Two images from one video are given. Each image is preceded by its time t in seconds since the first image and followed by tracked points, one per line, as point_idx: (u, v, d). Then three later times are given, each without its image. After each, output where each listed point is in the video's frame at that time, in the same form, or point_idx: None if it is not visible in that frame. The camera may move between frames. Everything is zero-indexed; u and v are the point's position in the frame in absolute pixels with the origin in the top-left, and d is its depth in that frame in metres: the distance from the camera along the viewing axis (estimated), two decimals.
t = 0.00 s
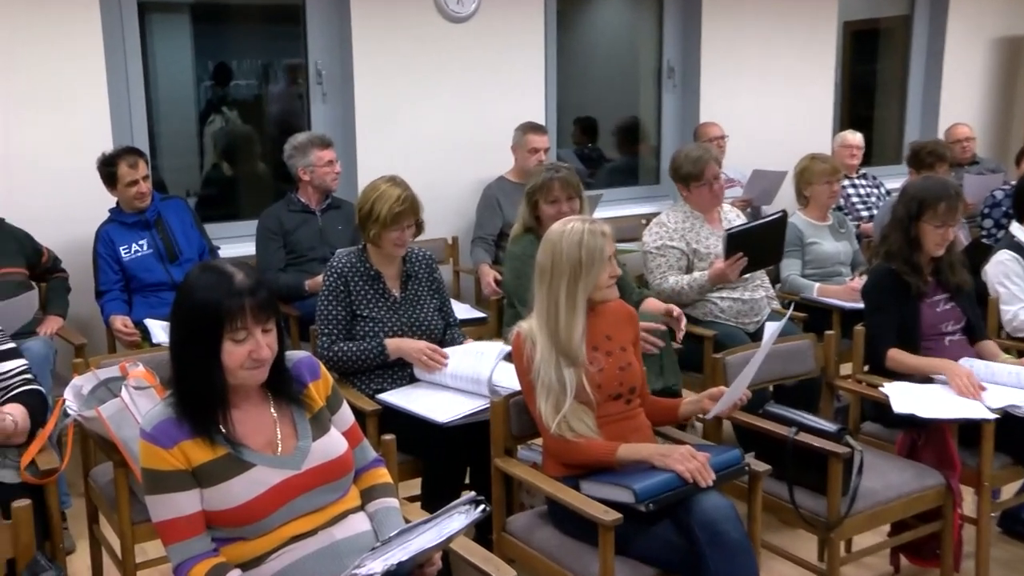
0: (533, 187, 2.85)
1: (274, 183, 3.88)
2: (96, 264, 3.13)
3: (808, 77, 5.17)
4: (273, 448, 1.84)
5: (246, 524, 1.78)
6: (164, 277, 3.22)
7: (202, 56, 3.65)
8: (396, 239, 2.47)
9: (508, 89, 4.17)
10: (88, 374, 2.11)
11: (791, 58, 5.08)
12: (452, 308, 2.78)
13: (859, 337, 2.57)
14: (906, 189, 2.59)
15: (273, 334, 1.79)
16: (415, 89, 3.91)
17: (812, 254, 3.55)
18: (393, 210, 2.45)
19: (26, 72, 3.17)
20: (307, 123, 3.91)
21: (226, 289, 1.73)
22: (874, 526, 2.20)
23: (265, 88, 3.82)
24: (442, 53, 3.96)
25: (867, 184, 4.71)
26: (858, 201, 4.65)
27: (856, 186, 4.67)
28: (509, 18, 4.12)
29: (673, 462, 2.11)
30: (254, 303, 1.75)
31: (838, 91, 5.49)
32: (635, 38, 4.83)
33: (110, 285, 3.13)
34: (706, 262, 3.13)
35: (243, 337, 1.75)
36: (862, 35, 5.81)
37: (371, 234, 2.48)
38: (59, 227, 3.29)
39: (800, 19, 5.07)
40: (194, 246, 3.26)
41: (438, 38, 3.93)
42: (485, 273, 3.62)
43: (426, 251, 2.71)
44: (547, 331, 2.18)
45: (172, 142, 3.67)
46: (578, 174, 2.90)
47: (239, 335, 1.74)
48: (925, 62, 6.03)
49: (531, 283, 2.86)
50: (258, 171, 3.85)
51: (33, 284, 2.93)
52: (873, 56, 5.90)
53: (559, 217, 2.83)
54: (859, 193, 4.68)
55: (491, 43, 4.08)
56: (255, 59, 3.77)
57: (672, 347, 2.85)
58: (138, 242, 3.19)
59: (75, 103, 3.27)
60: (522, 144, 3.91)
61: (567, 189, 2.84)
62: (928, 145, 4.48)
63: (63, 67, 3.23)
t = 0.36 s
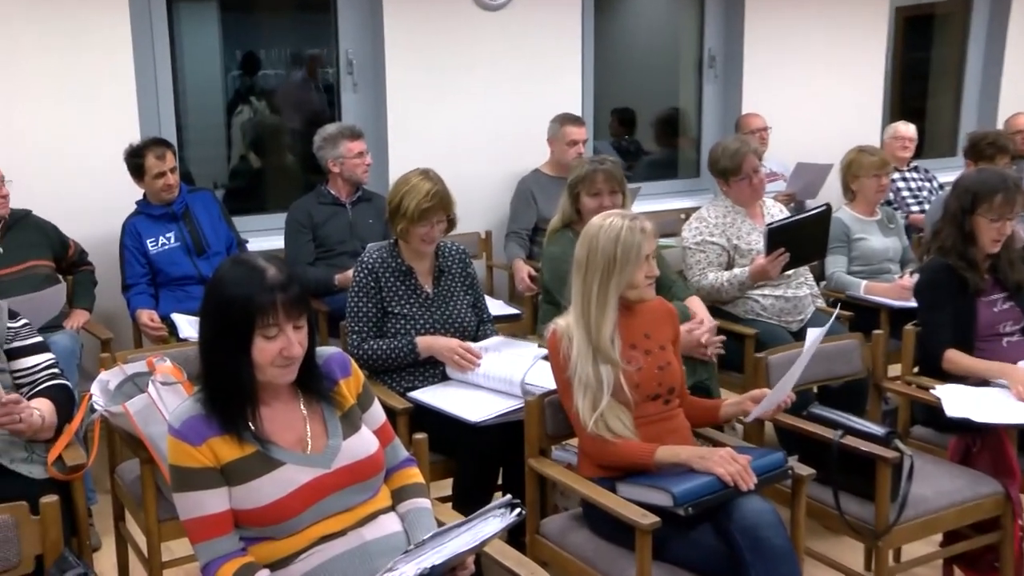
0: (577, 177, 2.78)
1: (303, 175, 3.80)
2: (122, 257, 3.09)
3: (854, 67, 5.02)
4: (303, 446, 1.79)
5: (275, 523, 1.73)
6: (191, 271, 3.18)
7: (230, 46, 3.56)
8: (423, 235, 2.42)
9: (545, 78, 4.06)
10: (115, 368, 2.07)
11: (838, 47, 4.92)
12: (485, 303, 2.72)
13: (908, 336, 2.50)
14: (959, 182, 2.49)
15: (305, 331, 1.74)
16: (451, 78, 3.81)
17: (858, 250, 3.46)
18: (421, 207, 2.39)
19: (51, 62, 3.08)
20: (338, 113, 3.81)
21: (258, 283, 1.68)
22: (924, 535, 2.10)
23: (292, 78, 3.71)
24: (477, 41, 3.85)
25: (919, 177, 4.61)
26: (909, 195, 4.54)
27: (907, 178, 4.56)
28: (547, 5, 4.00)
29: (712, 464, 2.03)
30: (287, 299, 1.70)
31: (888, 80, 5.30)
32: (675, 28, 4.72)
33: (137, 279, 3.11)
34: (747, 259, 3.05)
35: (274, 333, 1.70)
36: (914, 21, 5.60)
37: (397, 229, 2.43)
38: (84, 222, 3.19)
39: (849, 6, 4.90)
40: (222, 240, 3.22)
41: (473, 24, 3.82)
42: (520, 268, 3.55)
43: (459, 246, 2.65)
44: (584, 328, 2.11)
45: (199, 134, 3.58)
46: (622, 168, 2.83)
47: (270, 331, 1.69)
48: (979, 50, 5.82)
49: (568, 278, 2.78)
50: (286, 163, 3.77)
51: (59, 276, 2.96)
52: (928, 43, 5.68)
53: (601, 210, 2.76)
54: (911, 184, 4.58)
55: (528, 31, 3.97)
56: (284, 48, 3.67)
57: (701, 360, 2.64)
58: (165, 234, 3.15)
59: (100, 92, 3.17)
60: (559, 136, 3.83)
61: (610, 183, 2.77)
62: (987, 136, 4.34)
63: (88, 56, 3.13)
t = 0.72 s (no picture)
0: (612, 169, 2.71)
1: (327, 165, 3.73)
2: (143, 248, 3.05)
3: (897, 55, 4.87)
4: (327, 443, 1.73)
5: (298, 521, 1.68)
6: (212, 263, 3.14)
7: (253, 33, 3.50)
8: (453, 225, 2.36)
9: (577, 66, 3.96)
10: (137, 361, 2.03)
11: (879, 34, 4.77)
12: (514, 297, 2.66)
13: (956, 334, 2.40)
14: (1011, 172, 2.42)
15: (330, 324, 1.69)
16: (482, 65, 3.73)
17: (902, 243, 3.36)
18: (451, 193, 2.33)
19: (72, 47, 3.03)
20: (362, 100, 3.74)
21: (284, 276, 1.63)
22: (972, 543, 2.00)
23: (319, 66, 3.64)
24: (506, 27, 3.76)
25: (966, 166, 4.50)
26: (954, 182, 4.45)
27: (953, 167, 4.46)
28: None
29: (748, 465, 1.95)
30: (311, 292, 1.65)
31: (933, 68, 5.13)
32: (711, 16, 4.60)
33: (158, 271, 3.06)
34: (784, 253, 2.96)
35: (299, 327, 1.65)
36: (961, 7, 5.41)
37: (427, 218, 2.37)
38: (109, 211, 3.17)
39: None
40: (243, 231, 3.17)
41: (504, 9, 3.73)
42: (549, 262, 3.47)
43: (489, 238, 2.58)
44: (615, 323, 2.04)
45: (220, 121, 3.52)
46: (659, 160, 2.76)
47: (295, 324, 1.64)
48: None
49: (598, 274, 2.70)
50: (310, 154, 3.70)
51: (79, 268, 2.92)
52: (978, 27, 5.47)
53: (634, 203, 2.69)
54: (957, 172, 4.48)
55: (560, 17, 3.87)
56: (308, 35, 3.60)
57: (734, 371, 2.56)
58: (186, 225, 3.11)
59: (125, 77, 3.13)
60: (593, 126, 3.75)
61: (647, 176, 2.70)
62: None
63: (109, 40, 3.08)
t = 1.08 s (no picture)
0: (636, 152, 2.64)
1: (345, 153, 3.65)
2: (158, 238, 3.00)
3: (937, 39, 4.71)
4: (345, 437, 1.68)
5: (315, 517, 1.62)
6: (228, 253, 3.08)
7: (269, 16, 3.42)
8: (472, 212, 2.31)
9: (600, 50, 3.87)
10: (149, 353, 1.97)
11: (916, 17, 4.62)
12: (537, 288, 2.60)
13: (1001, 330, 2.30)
14: None
15: (350, 316, 1.63)
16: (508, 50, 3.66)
17: (942, 234, 3.26)
18: (469, 180, 2.28)
19: (84, 28, 2.95)
20: (382, 87, 3.67)
21: (303, 267, 1.57)
22: (1015, 549, 1.92)
23: (337, 49, 3.56)
24: (529, 10, 3.67)
25: (1014, 155, 4.38)
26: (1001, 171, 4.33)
27: (1000, 156, 4.34)
28: None
29: (779, 463, 1.88)
30: (333, 283, 1.59)
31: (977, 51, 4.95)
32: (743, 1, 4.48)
33: (172, 261, 3.01)
34: (817, 242, 2.87)
35: (320, 318, 1.59)
36: None
37: (444, 207, 2.33)
38: (126, 202, 3.09)
39: None
40: (260, 220, 3.12)
41: None
42: (574, 252, 3.39)
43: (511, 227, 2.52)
44: (641, 316, 1.97)
45: (237, 107, 3.45)
46: (684, 144, 2.68)
47: (315, 315, 1.59)
48: None
49: (625, 263, 2.64)
50: (327, 140, 3.63)
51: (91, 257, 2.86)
52: None
53: (658, 186, 2.60)
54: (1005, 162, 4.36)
55: None
56: (326, 18, 3.51)
57: (766, 365, 2.44)
58: (201, 214, 3.05)
59: (141, 61, 3.05)
60: (621, 114, 3.67)
61: (671, 159, 2.63)
62: None
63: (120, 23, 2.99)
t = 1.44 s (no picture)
0: (669, 143, 2.56)
1: (360, 145, 3.59)
2: (169, 232, 2.95)
3: (974, 27, 4.57)
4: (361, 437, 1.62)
5: (331, 519, 1.56)
6: (241, 247, 3.04)
7: (283, 4, 3.35)
8: (507, 202, 2.26)
9: (622, 38, 3.78)
10: (161, 349, 1.93)
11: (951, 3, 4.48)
12: (558, 285, 2.53)
13: None
14: None
15: (365, 313, 1.58)
16: (535, 33, 3.59)
17: (981, 229, 3.20)
18: (507, 166, 2.24)
19: (94, 17, 2.89)
20: (399, 76, 3.61)
21: (317, 262, 1.52)
22: None
23: (352, 38, 3.49)
24: None
25: None
26: None
27: None
28: None
29: (809, 466, 1.81)
30: (346, 280, 1.54)
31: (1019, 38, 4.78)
32: None
33: (185, 255, 2.97)
34: (847, 238, 2.79)
35: (332, 316, 1.53)
36: None
37: (479, 194, 2.26)
38: (142, 195, 3.05)
39: None
40: (274, 214, 3.07)
41: None
42: (596, 247, 3.32)
43: (532, 222, 2.46)
44: (667, 314, 1.91)
45: (250, 97, 3.39)
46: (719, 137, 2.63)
47: (328, 313, 1.53)
48: None
49: (648, 261, 2.57)
50: (343, 132, 3.56)
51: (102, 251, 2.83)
52: None
53: (693, 177, 2.54)
54: None
55: None
56: (342, 6, 3.44)
57: (793, 362, 2.41)
58: (213, 207, 3.01)
59: (154, 51, 3.00)
60: (651, 105, 3.59)
61: (706, 150, 2.56)
62: None
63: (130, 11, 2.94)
